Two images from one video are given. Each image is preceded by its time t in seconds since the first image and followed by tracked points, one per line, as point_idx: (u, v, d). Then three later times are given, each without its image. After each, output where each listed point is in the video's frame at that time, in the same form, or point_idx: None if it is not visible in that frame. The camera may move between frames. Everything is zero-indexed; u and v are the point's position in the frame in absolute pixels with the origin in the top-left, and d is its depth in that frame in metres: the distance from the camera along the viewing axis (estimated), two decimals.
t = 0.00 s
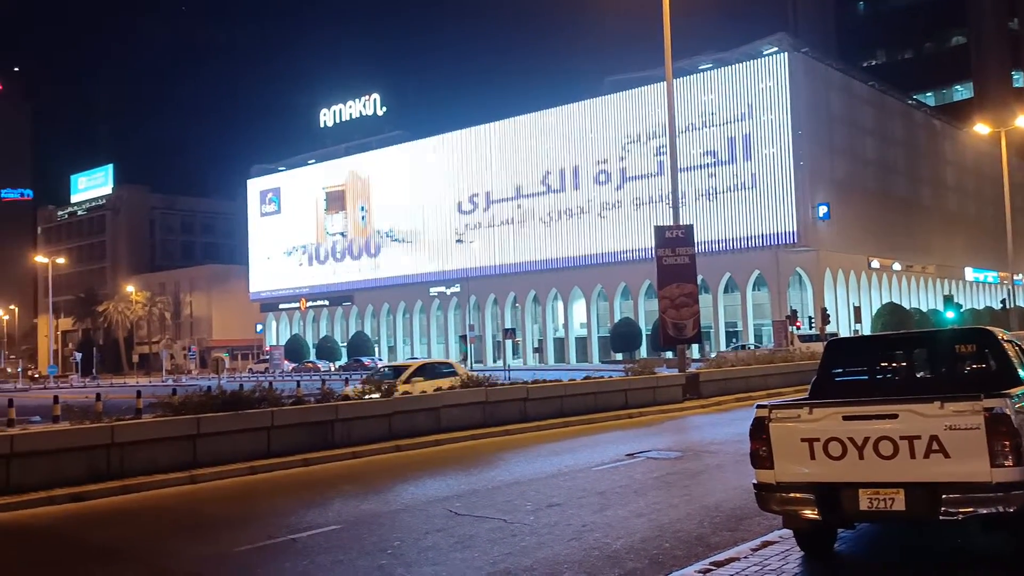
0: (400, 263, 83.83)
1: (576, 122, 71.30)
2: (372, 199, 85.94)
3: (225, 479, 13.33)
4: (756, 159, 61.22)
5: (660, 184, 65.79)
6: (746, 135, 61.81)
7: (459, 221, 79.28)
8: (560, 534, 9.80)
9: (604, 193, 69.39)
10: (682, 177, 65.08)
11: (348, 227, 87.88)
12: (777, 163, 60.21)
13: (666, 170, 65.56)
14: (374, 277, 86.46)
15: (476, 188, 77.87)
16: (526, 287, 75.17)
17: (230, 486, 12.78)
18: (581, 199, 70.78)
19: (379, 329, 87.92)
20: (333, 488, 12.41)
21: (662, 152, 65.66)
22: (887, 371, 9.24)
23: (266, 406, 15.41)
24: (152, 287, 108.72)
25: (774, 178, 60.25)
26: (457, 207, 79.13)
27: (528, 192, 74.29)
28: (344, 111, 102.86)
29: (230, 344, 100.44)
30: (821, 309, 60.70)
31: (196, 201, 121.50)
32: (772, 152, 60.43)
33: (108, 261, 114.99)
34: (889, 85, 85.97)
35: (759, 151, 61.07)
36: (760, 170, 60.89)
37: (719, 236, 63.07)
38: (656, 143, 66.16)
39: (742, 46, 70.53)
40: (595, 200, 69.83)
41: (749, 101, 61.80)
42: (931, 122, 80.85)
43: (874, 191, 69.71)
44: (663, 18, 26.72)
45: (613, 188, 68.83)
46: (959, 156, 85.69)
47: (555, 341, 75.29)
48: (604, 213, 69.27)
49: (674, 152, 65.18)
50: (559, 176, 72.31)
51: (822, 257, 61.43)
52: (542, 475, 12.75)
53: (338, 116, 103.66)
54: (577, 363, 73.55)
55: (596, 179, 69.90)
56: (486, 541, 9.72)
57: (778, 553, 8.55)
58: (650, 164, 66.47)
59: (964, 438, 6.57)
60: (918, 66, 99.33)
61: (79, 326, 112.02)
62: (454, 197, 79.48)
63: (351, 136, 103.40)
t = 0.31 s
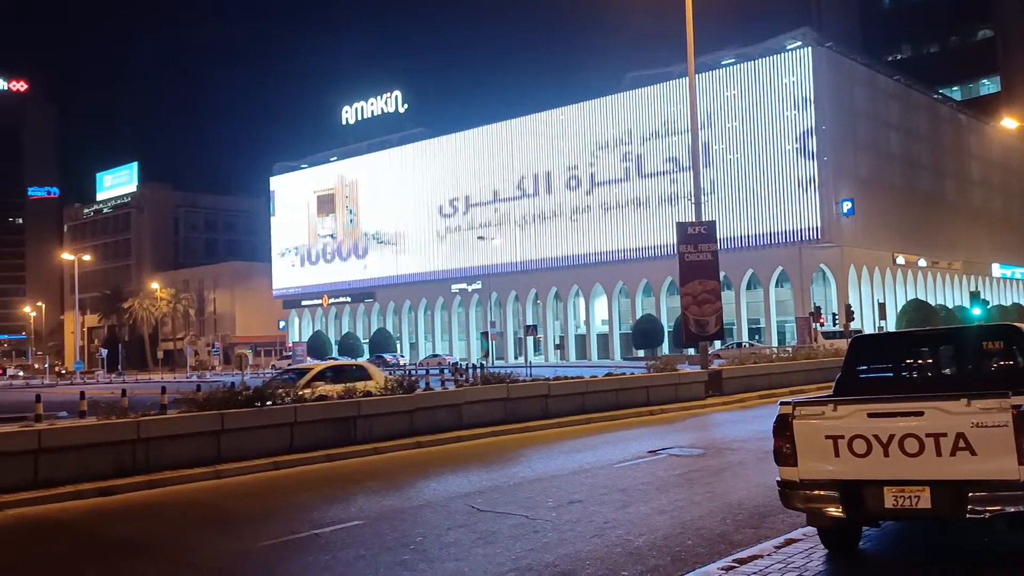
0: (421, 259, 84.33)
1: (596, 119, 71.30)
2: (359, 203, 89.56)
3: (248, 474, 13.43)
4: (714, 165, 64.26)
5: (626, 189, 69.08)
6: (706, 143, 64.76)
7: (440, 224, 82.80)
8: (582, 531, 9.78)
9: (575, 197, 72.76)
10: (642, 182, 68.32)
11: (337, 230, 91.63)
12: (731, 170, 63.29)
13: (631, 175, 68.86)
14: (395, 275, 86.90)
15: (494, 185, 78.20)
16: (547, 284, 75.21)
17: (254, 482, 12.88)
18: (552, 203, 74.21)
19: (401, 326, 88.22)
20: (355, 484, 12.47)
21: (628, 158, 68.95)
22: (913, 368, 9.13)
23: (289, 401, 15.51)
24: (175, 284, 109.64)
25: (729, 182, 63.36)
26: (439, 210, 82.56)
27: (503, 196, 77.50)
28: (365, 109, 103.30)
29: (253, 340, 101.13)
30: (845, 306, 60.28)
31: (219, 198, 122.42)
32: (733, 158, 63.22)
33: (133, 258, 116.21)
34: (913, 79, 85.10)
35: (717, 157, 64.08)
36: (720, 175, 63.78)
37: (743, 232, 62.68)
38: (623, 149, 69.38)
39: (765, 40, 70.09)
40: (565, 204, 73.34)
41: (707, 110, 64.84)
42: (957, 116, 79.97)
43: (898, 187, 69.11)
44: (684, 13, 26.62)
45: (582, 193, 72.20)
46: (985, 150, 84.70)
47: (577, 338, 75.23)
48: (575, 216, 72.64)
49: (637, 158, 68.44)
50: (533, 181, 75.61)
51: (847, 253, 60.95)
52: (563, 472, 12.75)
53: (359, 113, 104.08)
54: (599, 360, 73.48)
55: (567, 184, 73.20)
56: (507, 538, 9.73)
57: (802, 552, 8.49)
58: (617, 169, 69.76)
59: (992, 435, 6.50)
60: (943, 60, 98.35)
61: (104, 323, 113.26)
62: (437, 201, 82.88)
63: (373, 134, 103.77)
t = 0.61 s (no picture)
0: (443, 255, 84.59)
1: (613, 113, 71.22)
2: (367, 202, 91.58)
3: (274, 468, 13.54)
4: (649, 173, 68.85)
5: (576, 195, 73.78)
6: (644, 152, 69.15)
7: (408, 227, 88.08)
8: (605, 525, 9.78)
9: (529, 203, 77.44)
10: (587, 190, 73.08)
11: (318, 232, 96.70)
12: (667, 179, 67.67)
13: (578, 183, 73.70)
14: (418, 270, 87.55)
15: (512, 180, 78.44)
16: (570, 278, 75.23)
17: (279, 474, 12.98)
18: (509, 209, 78.76)
19: (424, 320, 88.55)
20: (379, 478, 12.53)
21: (576, 166, 73.71)
22: (940, 363, 9.01)
23: (313, 396, 15.63)
24: (201, 279, 110.64)
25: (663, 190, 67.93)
26: (407, 214, 87.70)
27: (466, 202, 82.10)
28: (388, 103, 103.54)
29: (278, 334, 101.91)
30: (872, 300, 59.81)
31: (244, 193, 123.34)
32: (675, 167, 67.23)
33: (160, 253, 117.52)
34: (941, 70, 83.97)
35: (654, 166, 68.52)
36: (658, 184, 68.06)
37: (767, 226, 62.18)
38: (572, 158, 74.09)
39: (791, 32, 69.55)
40: (520, 209, 77.93)
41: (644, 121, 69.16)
42: (986, 108, 78.87)
43: (927, 180, 68.49)
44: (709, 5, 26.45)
45: (535, 198, 76.82)
46: (1014, 142, 83.52)
47: (600, 332, 75.13)
48: (529, 221, 77.40)
49: (584, 167, 73.28)
50: (493, 188, 79.84)
51: (872, 247, 60.48)
52: (587, 466, 12.75)
53: (382, 108, 104.37)
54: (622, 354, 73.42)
55: (521, 191, 77.83)
56: (532, 531, 9.74)
57: (828, 547, 8.45)
58: (567, 176, 74.44)
59: (1021, 432, 6.44)
60: (971, 51, 97.17)
61: (132, 317, 114.66)
62: (404, 206, 88.09)
63: (396, 129, 104.01)
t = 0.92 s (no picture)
0: (466, 249, 84.83)
1: (631, 107, 71.51)
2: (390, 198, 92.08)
3: (300, 460, 13.63)
4: (598, 180, 73.88)
5: (534, 200, 78.61)
6: (594, 160, 74.13)
7: (385, 228, 93.47)
8: (629, 519, 9.77)
9: (492, 207, 82.28)
10: (543, 195, 77.87)
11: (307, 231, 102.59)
12: (618, 186, 72.56)
13: (536, 188, 78.51)
14: (440, 264, 87.46)
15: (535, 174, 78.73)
16: (594, 272, 74.90)
17: (305, 468, 13.04)
18: (474, 212, 83.63)
19: (448, 314, 88.49)
20: (404, 471, 12.59)
21: (533, 173, 78.63)
22: (970, 357, 8.91)
23: (339, 389, 15.73)
24: (227, 272, 111.43)
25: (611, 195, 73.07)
26: (384, 217, 93.24)
27: (435, 205, 87.42)
28: (412, 98, 103.73)
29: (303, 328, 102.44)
30: (900, 294, 59.08)
31: (270, 188, 124.01)
32: (629, 173, 71.76)
33: (187, 247, 118.48)
34: (972, 60, 82.83)
35: (603, 173, 73.63)
36: (604, 191, 73.46)
37: (794, 219, 61.65)
38: (531, 165, 79.01)
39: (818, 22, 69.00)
40: (485, 212, 82.67)
41: (594, 131, 74.16)
42: (1017, 98, 77.70)
43: (956, 172, 67.65)
44: None
45: (497, 203, 81.57)
46: None
47: (625, 326, 74.45)
48: (492, 223, 82.10)
49: (541, 173, 78.07)
50: (460, 192, 85.02)
51: (900, 240, 59.55)
52: (611, 460, 12.73)
53: (406, 102, 104.62)
54: (646, 348, 73.07)
55: (485, 196, 82.63)
56: (556, 525, 9.75)
57: (855, 542, 8.38)
58: (526, 183, 79.32)
59: None
60: (1002, 41, 96.06)
61: (159, 311, 115.70)
62: (381, 209, 93.53)
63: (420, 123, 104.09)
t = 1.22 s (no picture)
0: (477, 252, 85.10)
1: (638, 111, 71.78)
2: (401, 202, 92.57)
3: (315, 462, 13.66)
4: (545, 194, 78.96)
5: (487, 212, 83.57)
6: (542, 175, 79.25)
7: (355, 238, 99.02)
8: (644, 521, 9.75)
9: (451, 218, 87.42)
10: (496, 207, 82.81)
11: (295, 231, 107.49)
12: (563, 199, 77.69)
13: (489, 201, 83.42)
14: (452, 266, 87.67)
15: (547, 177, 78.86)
16: (608, 273, 74.82)
17: (319, 470, 13.06)
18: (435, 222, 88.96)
19: (462, 316, 88.49)
20: (419, 472, 12.62)
21: (487, 186, 83.49)
22: (987, 357, 8.84)
23: (354, 390, 15.76)
24: (242, 275, 111.98)
25: (559, 207, 78.14)
26: (353, 227, 98.84)
27: (399, 216, 92.77)
28: (425, 100, 104.02)
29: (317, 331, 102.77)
30: (917, 294, 58.70)
31: (285, 191, 124.54)
32: (570, 186, 77.04)
33: (202, 250, 119.26)
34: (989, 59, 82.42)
35: (550, 187, 78.67)
36: (552, 203, 78.50)
37: (809, 221, 61.42)
38: (484, 179, 83.94)
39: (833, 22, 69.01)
40: (443, 224, 88.05)
41: (542, 148, 79.23)
42: None
43: (973, 173, 67.20)
44: None
45: (455, 215, 86.73)
46: None
47: (639, 328, 74.28)
48: (450, 234, 87.44)
49: (494, 187, 82.93)
50: (421, 204, 90.29)
51: (917, 241, 59.21)
52: (627, 461, 12.70)
53: (420, 105, 104.91)
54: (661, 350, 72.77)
55: (444, 207, 87.75)
56: (570, 527, 9.73)
57: (872, 544, 8.33)
58: (480, 196, 84.26)
59: None
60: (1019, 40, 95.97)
61: (175, 314, 116.33)
62: (352, 220, 99.07)
63: (433, 125, 104.27)
